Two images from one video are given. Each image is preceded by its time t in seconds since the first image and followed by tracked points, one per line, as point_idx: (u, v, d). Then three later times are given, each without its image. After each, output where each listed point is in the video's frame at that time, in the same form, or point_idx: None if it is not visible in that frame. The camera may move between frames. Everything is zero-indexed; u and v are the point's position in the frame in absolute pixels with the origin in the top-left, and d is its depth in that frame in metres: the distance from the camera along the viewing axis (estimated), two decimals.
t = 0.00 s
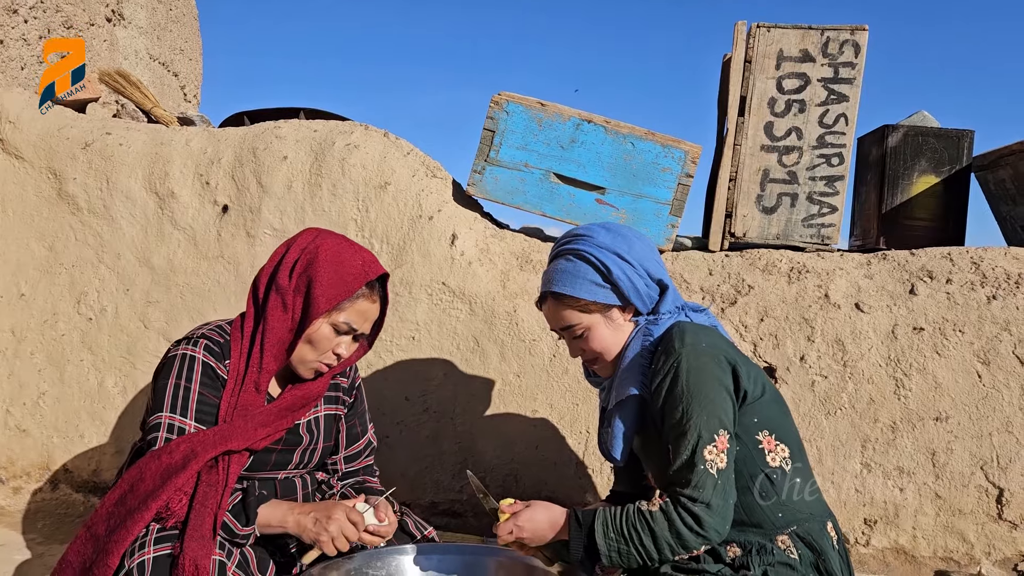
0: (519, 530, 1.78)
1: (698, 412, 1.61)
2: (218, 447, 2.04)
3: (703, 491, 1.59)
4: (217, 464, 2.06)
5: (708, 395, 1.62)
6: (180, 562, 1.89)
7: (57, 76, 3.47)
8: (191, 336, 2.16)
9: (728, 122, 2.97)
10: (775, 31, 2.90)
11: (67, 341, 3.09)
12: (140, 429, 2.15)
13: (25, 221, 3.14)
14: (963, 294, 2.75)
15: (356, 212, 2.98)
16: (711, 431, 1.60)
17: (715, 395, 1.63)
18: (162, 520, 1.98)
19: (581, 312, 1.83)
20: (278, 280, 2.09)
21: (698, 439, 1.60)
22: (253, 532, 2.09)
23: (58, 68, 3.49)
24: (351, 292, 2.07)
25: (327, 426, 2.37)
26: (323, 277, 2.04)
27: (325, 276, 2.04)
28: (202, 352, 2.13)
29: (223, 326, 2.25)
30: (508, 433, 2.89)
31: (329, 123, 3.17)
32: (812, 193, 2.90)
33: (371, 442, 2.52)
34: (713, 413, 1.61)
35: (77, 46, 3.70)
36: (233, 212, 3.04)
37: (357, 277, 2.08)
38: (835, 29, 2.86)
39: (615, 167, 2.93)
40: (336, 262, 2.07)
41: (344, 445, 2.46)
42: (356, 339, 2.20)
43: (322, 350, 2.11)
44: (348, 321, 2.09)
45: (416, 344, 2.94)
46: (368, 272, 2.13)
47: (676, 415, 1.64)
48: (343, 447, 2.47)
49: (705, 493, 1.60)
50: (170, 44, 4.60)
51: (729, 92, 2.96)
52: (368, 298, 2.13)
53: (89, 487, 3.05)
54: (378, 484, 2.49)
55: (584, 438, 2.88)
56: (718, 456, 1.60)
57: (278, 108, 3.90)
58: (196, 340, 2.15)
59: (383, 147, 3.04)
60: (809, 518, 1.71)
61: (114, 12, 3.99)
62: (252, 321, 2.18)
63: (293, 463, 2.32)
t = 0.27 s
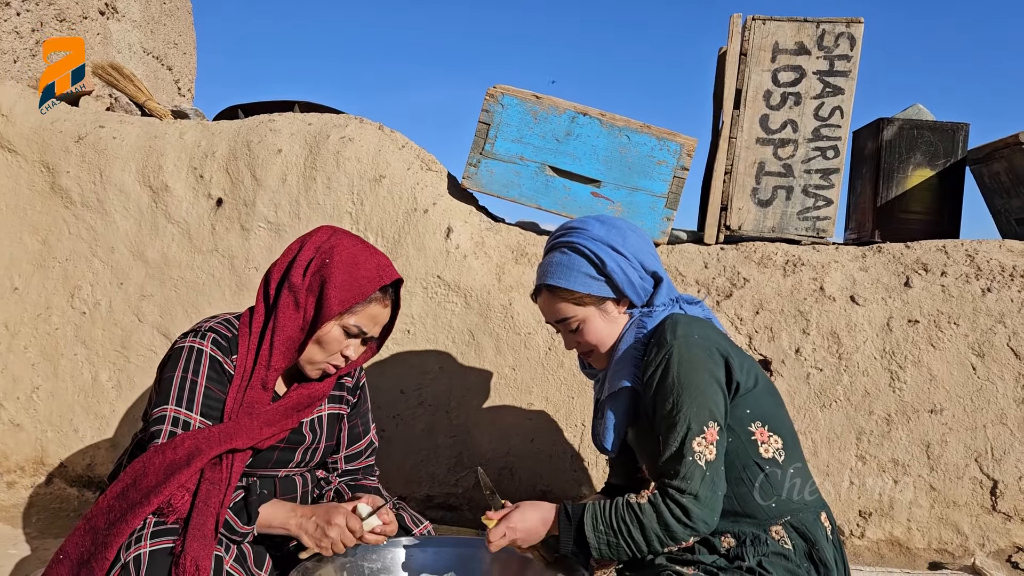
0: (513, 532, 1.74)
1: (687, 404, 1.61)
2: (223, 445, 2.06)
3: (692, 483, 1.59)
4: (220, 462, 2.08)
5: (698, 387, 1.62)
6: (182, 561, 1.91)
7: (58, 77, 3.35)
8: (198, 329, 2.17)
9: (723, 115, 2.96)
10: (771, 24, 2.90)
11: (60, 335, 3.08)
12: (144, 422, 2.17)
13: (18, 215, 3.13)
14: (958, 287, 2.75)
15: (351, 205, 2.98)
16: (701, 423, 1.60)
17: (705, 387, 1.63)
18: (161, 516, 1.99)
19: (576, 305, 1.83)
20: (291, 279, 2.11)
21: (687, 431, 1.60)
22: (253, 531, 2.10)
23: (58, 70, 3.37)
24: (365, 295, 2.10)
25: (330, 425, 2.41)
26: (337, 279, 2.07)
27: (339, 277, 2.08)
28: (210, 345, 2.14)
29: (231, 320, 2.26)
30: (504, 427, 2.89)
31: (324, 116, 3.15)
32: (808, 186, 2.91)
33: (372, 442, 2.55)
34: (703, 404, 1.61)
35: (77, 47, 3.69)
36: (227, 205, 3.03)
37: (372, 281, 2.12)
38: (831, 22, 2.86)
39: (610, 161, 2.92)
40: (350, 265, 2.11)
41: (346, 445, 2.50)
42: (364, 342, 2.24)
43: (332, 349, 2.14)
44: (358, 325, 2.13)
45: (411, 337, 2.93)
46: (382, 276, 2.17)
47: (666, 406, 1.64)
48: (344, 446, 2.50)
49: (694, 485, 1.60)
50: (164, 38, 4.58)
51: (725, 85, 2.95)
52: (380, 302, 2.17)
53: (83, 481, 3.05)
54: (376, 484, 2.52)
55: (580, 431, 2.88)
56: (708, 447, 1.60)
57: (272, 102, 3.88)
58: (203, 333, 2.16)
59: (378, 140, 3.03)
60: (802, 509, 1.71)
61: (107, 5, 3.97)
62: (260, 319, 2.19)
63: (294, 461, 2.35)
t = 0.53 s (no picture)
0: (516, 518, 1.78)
1: (687, 396, 1.61)
2: (230, 441, 2.06)
3: (693, 475, 1.59)
4: (226, 457, 2.08)
5: (698, 380, 1.62)
6: (187, 555, 1.92)
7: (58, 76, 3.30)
8: (204, 323, 2.17)
9: (722, 109, 2.96)
10: (769, 17, 2.90)
11: (58, 329, 3.08)
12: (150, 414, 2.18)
13: (15, 209, 3.13)
14: (956, 280, 2.75)
15: (349, 199, 2.97)
16: (700, 416, 1.60)
17: (704, 380, 1.63)
18: (165, 509, 2.00)
19: (573, 299, 1.83)
20: (300, 274, 2.12)
21: (687, 424, 1.60)
22: (255, 523, 2.08)
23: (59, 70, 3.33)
24: (374, 292, 2.11)
25: (332, 421, 2.41)
26: (346, 276, 2.08)
27: (348, 275, 2.09)
28: (216, 340, 2.14)
29: (236, 313, 2.26)
30: (502, 421, 2.89)
31: (321, 109, 3.14)
32: (806, 179, 2.90)
33: (374, 438, 2.54)
34: (702, 397, 1.61)
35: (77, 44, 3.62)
36: (225, 199, 3.02)
37: (381, 279, 2.13)
38: (829, 15, 2.85)
39: (609, 154, 2.92)
40: (359, 263, 2.12)
41: (348, 440, 2.49)
42: (370, 340, 2.24)
43: (336, 345, 2.14)
44: (365, 322, 2.14)
45: (409, 331, 2.93)
46: (392, 275, 2.18)
47: (665, 400, 1.64)
48: (345, 442, 2.49)
49: (694, 477, 1.59)
50: (161, 32, 4.57)
51: (723, 78, 2.95)
52: (388, 301, 2.18)
53: (81, 475, 3.05)
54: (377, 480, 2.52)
55: (578, 425, 2.88)
56: (708, 440, 1.60)
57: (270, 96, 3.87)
58: (209, 327, 2.16)
59: (376, 133, 3.02)
60: (801, 500, 1.71)
61: None
62: (267, 313, 2.19)
63: (297, 456, 2.35)
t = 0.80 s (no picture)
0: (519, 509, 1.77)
1: (686, 389, 1.61)
2: (229, 432, 2.07)
3: (693, 467, 1.59)
4: (226, 448, 2.08)
5: (697, 373, 1.62)
6: (188, 546, 1.92)
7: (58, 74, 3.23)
8: (202, 316, 2.17)
9: (722, 102, 2.95)
10: (769, 10, 2.89)
11: (58, 322, 3.08)
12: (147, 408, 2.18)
13: (14, 202, 3.13)
14: (956, 273, 2.75)
15: (349, 192, 2.97)
16: (700, 408, 1.60)
17: (703, 372, 1.63)
18: (164, 501, 2.00)
19: (569, 293, 1.83)
20: (299, 266, 2.12)
21: (687, 416, 1.60)
22: (254, 514, 2.09)
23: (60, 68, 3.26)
24: (373, 285, 2.11)
25: (331, 413, 2.41)
26: (346, 269, 2.08)
27: (348, 267, 2.09)
28: (213, 333, 2.15)
29: (234, 306, 2.26)
30: (502, 413, 2.89)
31: (321, 102, 3.14)
32: (806, 172, 2.90)
33: (373, 429, 2.54)
34: (701, 389, 1.61)
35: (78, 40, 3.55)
36: (225, 192, 3.02)
37: (380, 272, 2.13)
38: (829, 7, 2.85)
39: (609, 147, 2.92)
40: (359, 255, 2.11)
41: (346, 432, 2.49)
42: (369, 332, 2.24)
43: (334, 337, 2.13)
44: (364, 315, 2.13)
45: (409, 324, 2.93)
46: (390, 267, 2.18)
47: (665, 392, 1.64)
48: (344, 433, 2.49)
49: (694, 469, 1.59)
50: (160, 25, 4.56)
51: (723, 71, 2.94)
52: (387, 293, 2.18)
53: (81, 468, 3.06)
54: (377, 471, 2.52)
55: (578, 418, 2.87)
56: (707, 432, 1.60)
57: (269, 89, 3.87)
58: (207, 320, 2.16)
59: (376, 126, 3.02)
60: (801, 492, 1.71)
61: None
62: (265, 305, 2.19)
63: (296, 448, 2.36)
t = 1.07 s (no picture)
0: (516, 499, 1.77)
1: (683, 383, 1.61)
2: (226, 424, 2.06)
3: (690, 461, 1.59)
4: (223, 441, 2.08)
5: (694, 367, 1.62)
6: (185, 539, 1.92)
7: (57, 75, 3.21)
8: (199, 308, 2.17)
9: (722, 94, 2.95)
10: (770, 2, 2.89)
11: (57, 315, 3.08)
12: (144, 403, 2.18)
13: (14, 195, 3.13)
14: (956, 266, 2.74)
15: (349, 185, 2.96)
16: (697, 402, 1.60)
17: (700, 366, 1.62)
18: (162, 493, 1.99)
19: (566, 288, 1.82)
20: (296, 259, 2.12)
21: (684, 410, 1.60)
22: (246, 512, 2.13)
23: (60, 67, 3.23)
24: (371, 277, 2.11)
25: (330, 406, 2.41)
26: (344, 261, 2.08)
27: (345, 260, 2.09)
28: (211, 325, 2.14)
29: (232, 299, 2.26)
30: (502, 406, 2.89)
31: (321, 95, 3.13)
32: (807, 165, 2.90)
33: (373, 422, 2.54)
34: (697, 383, 1.61)
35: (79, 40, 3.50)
36: (225, 185, 3.01)
37: (378, 264, 2.13)
38: None
39: (609, 140, 2.91)
40: (357, 248, 2.11)
41: (346, 425, 2.50)
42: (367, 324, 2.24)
43: (332, 330, 2.12)
44: (362, 308, 2.13)
45: (409, 317, 2.93)
46: (389, 260, 2.17)
47: (662, 387, 1.64)
48: (345, 426, 2.50)
49: (691, 463, 1.59)
50: (159, 19, 4.55)
51: (724, 64, 2.93)
52: (385, 286, 2.17)
53: (81, 461, 3.06)
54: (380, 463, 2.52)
55: (577, 411, 2.88)
56: (705, 426, 1.60)
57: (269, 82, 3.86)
58: (204, 312, 2.16)
59: (376, 119, 3.01)
60: (799, 483, 1.71)
61: None
62: (263, 298, 2.20)
63: (294, 441, 2.35)
